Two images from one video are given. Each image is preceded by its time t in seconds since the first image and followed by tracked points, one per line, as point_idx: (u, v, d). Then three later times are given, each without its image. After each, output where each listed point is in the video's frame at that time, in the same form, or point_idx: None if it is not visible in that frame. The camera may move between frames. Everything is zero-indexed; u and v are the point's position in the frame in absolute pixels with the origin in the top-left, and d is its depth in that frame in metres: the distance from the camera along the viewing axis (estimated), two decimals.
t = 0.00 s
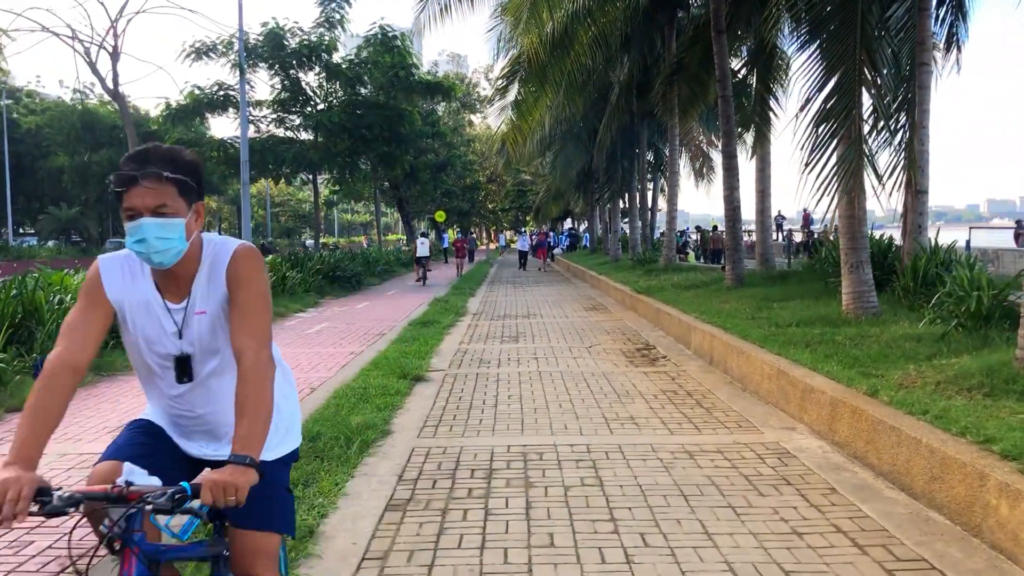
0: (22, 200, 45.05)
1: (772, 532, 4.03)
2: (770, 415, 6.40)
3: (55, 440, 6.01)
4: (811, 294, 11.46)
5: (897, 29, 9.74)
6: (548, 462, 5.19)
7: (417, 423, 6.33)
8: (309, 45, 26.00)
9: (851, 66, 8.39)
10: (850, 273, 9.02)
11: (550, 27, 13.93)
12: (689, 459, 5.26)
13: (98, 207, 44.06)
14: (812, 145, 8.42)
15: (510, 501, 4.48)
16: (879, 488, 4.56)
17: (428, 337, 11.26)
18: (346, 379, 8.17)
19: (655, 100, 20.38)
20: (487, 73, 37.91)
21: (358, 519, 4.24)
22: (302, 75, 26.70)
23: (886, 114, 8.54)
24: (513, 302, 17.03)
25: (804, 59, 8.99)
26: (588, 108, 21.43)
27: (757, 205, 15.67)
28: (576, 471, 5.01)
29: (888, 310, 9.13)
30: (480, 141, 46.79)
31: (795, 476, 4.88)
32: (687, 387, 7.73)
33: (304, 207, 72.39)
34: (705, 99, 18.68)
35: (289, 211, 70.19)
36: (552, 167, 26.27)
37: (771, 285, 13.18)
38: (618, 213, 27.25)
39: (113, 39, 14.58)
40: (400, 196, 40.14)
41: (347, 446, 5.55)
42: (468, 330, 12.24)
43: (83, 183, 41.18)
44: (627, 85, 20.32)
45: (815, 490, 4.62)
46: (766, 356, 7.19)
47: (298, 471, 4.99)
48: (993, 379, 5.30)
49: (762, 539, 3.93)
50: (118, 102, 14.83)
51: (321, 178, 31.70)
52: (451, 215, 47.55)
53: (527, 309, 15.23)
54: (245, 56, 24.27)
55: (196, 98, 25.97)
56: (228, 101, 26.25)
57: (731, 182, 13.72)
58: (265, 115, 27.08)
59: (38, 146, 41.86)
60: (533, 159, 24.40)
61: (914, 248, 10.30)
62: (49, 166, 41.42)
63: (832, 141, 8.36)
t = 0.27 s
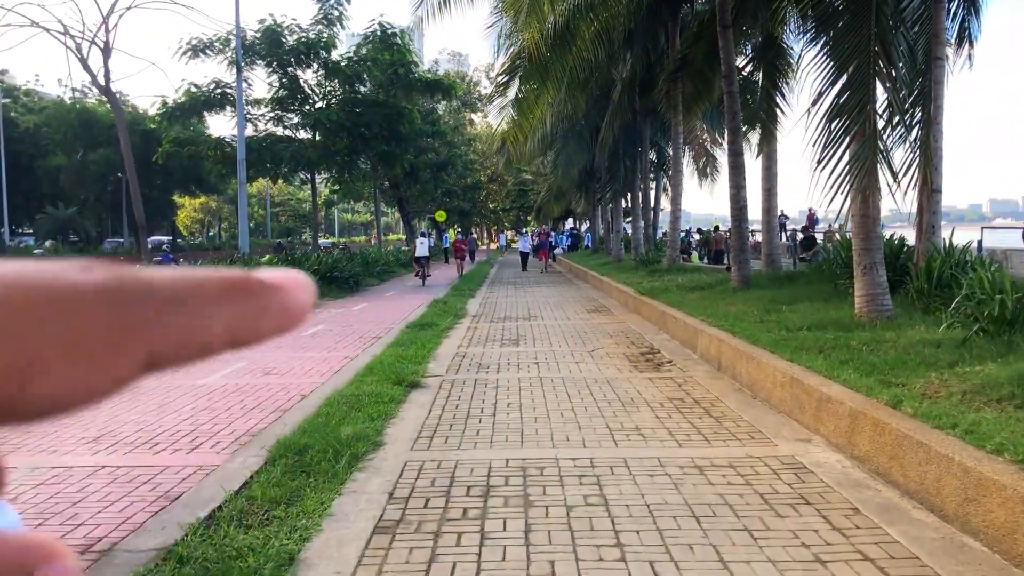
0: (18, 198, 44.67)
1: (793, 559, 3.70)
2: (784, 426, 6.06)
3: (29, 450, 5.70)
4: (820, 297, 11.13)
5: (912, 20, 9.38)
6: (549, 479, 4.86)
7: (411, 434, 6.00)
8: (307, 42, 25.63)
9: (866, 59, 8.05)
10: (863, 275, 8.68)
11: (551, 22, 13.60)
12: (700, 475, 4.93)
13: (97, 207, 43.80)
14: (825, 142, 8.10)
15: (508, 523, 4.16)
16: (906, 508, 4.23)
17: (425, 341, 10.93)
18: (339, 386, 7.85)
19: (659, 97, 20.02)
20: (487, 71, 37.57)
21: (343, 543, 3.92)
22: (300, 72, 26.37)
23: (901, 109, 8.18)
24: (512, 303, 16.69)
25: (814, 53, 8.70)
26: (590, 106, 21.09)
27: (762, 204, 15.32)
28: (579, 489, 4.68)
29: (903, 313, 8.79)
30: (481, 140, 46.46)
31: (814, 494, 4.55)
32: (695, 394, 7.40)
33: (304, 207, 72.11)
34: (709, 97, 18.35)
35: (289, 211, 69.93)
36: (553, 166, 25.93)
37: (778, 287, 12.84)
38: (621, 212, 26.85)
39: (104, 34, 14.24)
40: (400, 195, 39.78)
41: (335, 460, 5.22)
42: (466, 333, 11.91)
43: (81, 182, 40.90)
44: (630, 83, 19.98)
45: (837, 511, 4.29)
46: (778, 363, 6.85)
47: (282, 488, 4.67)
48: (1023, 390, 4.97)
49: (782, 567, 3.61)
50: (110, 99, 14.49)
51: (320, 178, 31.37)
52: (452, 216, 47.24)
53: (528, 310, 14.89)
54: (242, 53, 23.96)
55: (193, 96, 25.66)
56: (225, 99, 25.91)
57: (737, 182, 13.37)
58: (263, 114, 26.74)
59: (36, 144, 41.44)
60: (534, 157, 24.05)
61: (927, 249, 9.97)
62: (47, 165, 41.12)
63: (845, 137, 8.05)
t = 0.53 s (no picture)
0: (18, 197, 44.44)
1: None
2: (799, 436, 5.76)
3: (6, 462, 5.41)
4: (830, 299, 10.81)
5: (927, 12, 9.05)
6: (554, 496, 4.56)
7: (408, 445, 5.71)
8: (306, 41, 25.31)
9: (881, 53, 7.73)
10: (877, 277, 8.36)
11: (554, 17, 13.27)
12: (714, 492, 4.62)
13: (97, 207, 43.54)
14: (839, 139, 7.77)
15: (510, 547, 3.86)
16: (939, 530, 3.93)
17: (424, 344, 10.64)
18: (334, 392, 7.56)
19: (663, 95, 19.71)
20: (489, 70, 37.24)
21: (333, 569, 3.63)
22: (300, 71, 26.07)
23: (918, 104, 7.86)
24: (514, 304, 16.39)
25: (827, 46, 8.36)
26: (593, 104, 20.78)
27: (769, 203, 15.01)
28: (586, 507, 4.37)
29: (919, 317, 8.47)
30: (483, 140, 46.15)
31: (838, 514, 4.24)
32: (704, 401, 7.09)
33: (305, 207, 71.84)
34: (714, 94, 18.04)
35: (290, 211, 69.66)
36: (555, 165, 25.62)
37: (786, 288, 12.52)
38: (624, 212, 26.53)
39: (98, 31, 13.97)
40: (400, 195, 39.48)
41: (326, 474, 4.93)
42: (466, 335, 11.61)
43: (80, 181, 40.65)
44: (633, 80, 19.68)
45: (864, 532, 3.99)
46: (792, 369, 6.55)
47: (269, 505, 4.38)
48: None
49: None
50: (104, 97, 14.21)
51: (320, 177, 31.08)
52: (453, 215, 46.92)
53: (530, 312, 14.58)
54: (240, 52, 23.67)
55: (192, 95, 25.37)
56: (224, 98, 25.63)
57: (744, 181, 13.06)
58: (262, 113, 26.48)
59: (35, 144, 41.20)
60: (536, 156, 23.75)
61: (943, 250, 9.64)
62: (47, 165, 40.88)
63: (859, 133, 7.71)
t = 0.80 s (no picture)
0: (14, 196, 44.07)
1: None
2: (817, 449, 5.43)
3: None
4: (840, 301, 10.49)
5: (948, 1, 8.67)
6: (558, 516, 4.23)
7: (403, 458, 5.38)
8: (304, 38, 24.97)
9: (899, 45, 7.40)
10: (894, 279, 8.02)
11: (556, 11, 12.93)
12: (730, 512, 4.30)
13: (94, 206, 43.22)
14: (854, 135, 7.48)
15: None
16: (979, 557, 3.61)
17: (422, 347, 10.32)
18: (327, 399, 7.24)
19: (667, 93, 19.37)
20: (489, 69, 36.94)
21: None
22: (298, 69, 25.73)
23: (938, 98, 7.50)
24: (515, 306, 16.06)
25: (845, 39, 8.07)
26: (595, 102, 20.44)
27: (776, 203, 14.67)
28: (593, 531, 4.05)
29: (937, 320, 8.14)
30: (484, 139, 45.87)
31: (865, 538, 3.91)
32: (715, 409, 6.78)
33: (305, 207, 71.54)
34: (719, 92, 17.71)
35: (290, 210, 69.36)
36: (557, 164, 25.28)
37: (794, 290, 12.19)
38: (626, 212, 26.19)
39: (90, 25, 13.64)
40: (400, 194, 39.13)
41: (313, 491, 4.61)
42: (466, 339, 11.28)
43: (77, 180, 40.29)
44: (636, 77, 19.33)
45: (894, 561, 3.66)
46: (808, 376, 6.22)
47: (251, 528, 4.05)
48: None
49: None
50: (96, 93, 13.87)
51: (319, 176, 30.74)
52: (454, 215, 46.59)
53: (531, 314, 14.25)
54: (237, 49, 23.35)
55: (189, 93, 25.03)
56: (221, 96, 25.29)
57: (751, 179, 12.72)
58: (260, 111, 26.15)
59: (32, 143, 40.83)
60: (537, 155, 23.41)
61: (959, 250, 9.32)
62: (43, 164, 40.50)
63: (875, 130, 7.41)
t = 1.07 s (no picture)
0: (13, 196, 43.83)
1: None
2: (831, 457, 5.13)
3: None
4: (849, 302, 10.18)
5: None
6: (557, 533, 3.94)
7: (393, 466, 5.10)
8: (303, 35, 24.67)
9: (913, 34, 7.09)
10: (907, 277, 7.71)
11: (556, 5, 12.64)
12: (741, 528, 4.00)
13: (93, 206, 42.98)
14: (866, 128, 7.16)
15: None
16: None
17: (419, 348, 10.03)
18: (317, 403, 6.97)
19: (669, 89, 19.06)
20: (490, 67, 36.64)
21: None
22: (297, 67, 25.45)
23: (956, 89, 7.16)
24: (515, 306, 15.77)
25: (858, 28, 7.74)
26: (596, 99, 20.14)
27: (781, 200, 14.36)
28: (594, 548, 3.75)
29: (951, 321, 7.83)
30: (485, 139, 45.59)
31: (889, 557, 3.61)
32: (722, 415, 6.47)
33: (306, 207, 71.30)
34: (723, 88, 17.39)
35: (291, 211, 69.15)
36: (558, 163, 24.97)
37: (801, 290, 11.88)
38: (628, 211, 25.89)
39: (82, 20, 13.39)
40: (401, 193, 38.85)
41: (295, 504, 4.33)
42: (464, 340, 11.00)
43: (76, 180, 40.06)
44: (639, 74, 19.02)
45: None
46: (820, 380, 5.93)
47: (226, 546, 3.77)
48: None
49: None
50: (88, 90, 13.60)
51: (319, 175, 30.48)
52: (455, 215, 46.31)
53: (531, 314, 13.96)
54: (235, 47, 23.08)
55: (186, 91, 24.77)
56: (219, 95, 25.03)
57: (756, 176, 12.41)
58: (258, 110, 25.89)
59: (31, 142, 40.60)
60: (538, 153, 23.12)
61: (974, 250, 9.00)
62: (43, 164, 40.29)
63: (888, 123, 7.09)
